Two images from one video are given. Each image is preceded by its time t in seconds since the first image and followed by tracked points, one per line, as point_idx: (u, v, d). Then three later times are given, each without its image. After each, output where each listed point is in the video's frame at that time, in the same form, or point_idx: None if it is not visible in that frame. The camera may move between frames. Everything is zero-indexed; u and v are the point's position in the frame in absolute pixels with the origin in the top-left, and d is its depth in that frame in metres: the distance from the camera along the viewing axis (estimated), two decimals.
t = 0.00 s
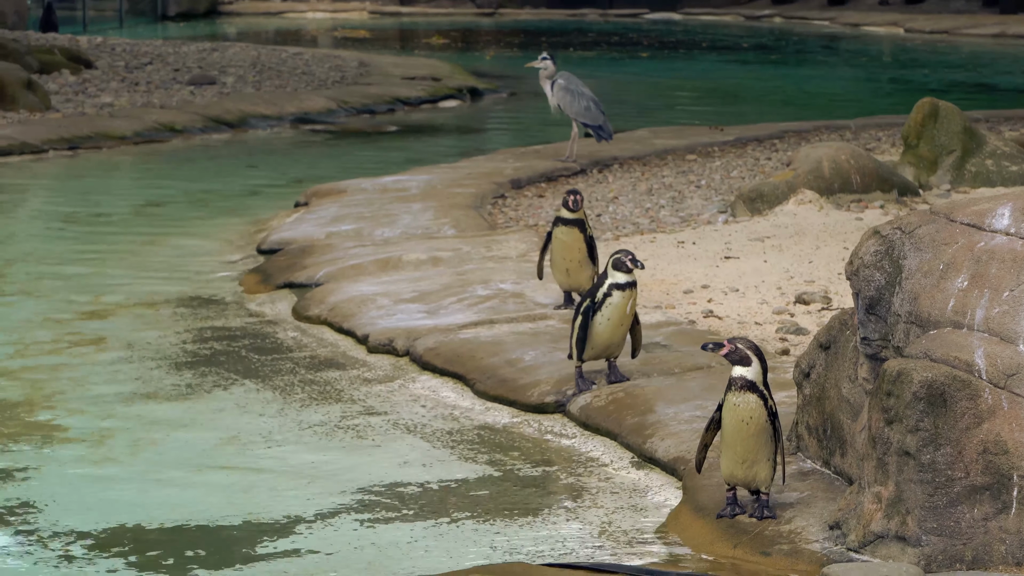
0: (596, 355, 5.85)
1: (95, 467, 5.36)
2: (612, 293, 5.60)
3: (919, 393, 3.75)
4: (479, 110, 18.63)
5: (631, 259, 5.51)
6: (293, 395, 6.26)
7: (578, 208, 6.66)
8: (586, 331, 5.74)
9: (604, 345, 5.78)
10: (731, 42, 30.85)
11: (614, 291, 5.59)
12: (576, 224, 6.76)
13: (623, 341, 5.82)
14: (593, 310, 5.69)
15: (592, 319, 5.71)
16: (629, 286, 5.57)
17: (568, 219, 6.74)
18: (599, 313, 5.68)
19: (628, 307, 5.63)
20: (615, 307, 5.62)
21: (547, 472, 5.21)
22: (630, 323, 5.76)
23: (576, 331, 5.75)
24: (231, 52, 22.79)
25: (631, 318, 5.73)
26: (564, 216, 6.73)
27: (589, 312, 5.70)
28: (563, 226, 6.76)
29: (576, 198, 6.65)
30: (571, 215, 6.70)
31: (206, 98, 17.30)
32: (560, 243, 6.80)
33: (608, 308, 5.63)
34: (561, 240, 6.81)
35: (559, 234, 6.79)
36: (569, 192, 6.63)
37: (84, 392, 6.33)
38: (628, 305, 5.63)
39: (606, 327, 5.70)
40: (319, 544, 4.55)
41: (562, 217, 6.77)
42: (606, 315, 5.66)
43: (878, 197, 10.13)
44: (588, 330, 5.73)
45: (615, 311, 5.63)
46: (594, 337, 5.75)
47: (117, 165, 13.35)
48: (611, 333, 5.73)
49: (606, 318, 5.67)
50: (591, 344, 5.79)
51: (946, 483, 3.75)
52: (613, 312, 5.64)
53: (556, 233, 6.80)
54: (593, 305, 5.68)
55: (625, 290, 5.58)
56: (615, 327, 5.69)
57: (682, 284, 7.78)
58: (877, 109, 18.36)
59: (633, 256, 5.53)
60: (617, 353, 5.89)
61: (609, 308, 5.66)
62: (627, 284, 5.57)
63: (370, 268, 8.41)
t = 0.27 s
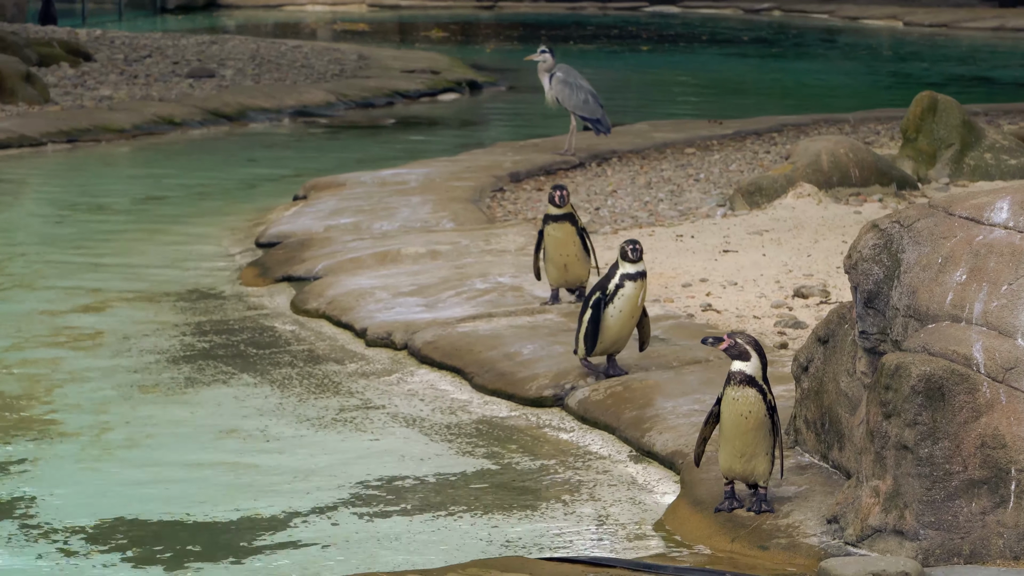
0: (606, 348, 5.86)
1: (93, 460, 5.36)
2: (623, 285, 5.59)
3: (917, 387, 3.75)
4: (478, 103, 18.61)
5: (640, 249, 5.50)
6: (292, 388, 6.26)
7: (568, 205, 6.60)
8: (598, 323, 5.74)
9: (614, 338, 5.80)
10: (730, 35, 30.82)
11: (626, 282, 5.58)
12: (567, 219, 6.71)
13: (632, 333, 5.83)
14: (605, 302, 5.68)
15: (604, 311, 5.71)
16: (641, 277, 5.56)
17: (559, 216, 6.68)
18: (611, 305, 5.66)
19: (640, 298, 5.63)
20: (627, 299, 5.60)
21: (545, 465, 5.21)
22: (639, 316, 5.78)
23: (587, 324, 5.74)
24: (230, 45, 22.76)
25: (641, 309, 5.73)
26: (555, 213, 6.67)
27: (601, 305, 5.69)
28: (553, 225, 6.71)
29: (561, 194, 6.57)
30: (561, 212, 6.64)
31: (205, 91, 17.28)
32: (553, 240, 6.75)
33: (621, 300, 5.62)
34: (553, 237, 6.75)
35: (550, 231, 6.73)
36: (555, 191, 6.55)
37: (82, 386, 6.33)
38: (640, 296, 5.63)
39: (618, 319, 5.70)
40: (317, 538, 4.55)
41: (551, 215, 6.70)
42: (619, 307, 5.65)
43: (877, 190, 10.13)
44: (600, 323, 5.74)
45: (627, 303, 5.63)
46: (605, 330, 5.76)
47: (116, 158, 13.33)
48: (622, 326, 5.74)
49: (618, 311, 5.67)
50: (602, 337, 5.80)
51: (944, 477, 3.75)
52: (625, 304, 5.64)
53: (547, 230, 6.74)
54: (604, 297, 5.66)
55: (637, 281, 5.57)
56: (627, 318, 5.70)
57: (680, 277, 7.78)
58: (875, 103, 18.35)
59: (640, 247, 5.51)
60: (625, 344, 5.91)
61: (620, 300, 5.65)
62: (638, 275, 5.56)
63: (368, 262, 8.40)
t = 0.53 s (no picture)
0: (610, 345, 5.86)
1: (85, 456, 5.34)
2: (617, 281, 5.60)
3: (910, 384, 3.75)
4: (471, 99, 18.59)
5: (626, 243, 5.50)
6: (284, 384, 6.25)
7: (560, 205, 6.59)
8: (598, 324, 5.74)
9: (617, 334, 5.79)
10: (724, 32, 30.84)
11: (619, 278, 5.58)
12: (557, 219, 6.70)
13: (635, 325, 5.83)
14: (602, 302, 5.68)
15: (602, 311, 5.70)
16: (633, 271, 5.57)
17: (549, 215, 6.67)
18: (607, 304, 5.67)
19: (635, 292, 5.63)
20: (622, 295, 5.61)
21: (538, 461, 5.21)
22: (638, 309, 5.76)
23: (587, 326, 5.74)
24: (223, 41, 22.72)
25: (639, 301, 5.73)
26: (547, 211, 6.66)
27: (597, 305, 5.69)
28: (542, 223, 6.70)
29: (558, 194, 6.56)
30: (553, 211, 6.62)
31: (198, 87, 17.24)
32: (539, 238, 6.74)
33: (617, 296, 5.63)
34: (540, 235, 6.74)
35: (539, 228, 6.73)
36: (552, 188, 6.54)
37: (74, 381, 6.31)
38: (635, 290, 5.63)
39: (617, 316, 5.70)
40: (309, 534, 4.54)
41: (543, 212, 6.70)
42: (615, 305, 5.66)
43: (870, 187, 10.13)
44: (599, 322, 5.73)
45: (623, 299, 5.63)
46: (607, 328, 5.75)
47: (108, 154, 13.30)
48: (622, 321, 5.74)
49: (615, 308, 5.67)
50: (604, 335, 5.79)
51: (937, 474, 3.75)
52: (622, 300, 5.64)
53: (535, 227, 6.74)
54: (600, 297, 5.67)
55: (630, 276, 5.57)
56: (626, 313, 5.70)
57: (673, 274, 7.78)
58: (868, 100, 18.37)
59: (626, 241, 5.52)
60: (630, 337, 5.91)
61: (616, 297, 5.66)
62: (630, 269, 5.57)
63: (361, 258, 8.39)
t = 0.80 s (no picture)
0: (612, 344, 5.81)
1: (80, 452, 5.33)
2: (627, 276, 5.59)
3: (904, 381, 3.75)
4: (466, 96, 18.58)
5: (637, 238, 5.52)
6: (279, 381, 6.24)
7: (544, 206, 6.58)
8: (601, 318, 5.72)
9: (620, 333, 5.75)
10: (719, 30, 30.85)
11: (628, 273, 5.58)
12: (545, 220, 6.69)
13: (642, 329, 5.78)
14: (609, 296, 5.68)
15: (608, 305, 5.70)
16: (643, 269, 5.56)
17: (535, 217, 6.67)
18: (614, 298, 5.67)
19: (643, 290, 5.61)
20: (629, 291, 5.61)
21: (532, 458, 5.21)
22: (646, 311, 5.73)
23: (591, 318, 5.73)
24: (218, 38, 22.69)
25: (648, 304, 5.70)
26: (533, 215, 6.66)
27: (604, 299, 5.70)
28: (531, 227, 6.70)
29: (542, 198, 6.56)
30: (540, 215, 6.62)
31: (193, 84, 17.21)
32: (530, 241, 6.74)
33: (624, 291, 5.62)
34: (532, 239, 6.74)
35: (528, 232, 6.73)
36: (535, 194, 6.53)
37: (69, 378, 6.30)
38: (643, 289, 5.62)
39: (621, 313, 5.68)
40: (303, 530, 4.54)
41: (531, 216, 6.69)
42: (621, 300, 5.65)
43: (865, 184, 10.13)
44: (603, 317, 5.72)
45: (629, 296, 5.62)
46: (609, 324, 5.73)
47: (103, 151, 13.28)
48: (627, 320, 5.71)
49: (621, 303, 5.66)
50: (606, 332, 5.76)
51: (931, 471, 3.75)
52: (629, 296, 5.63)
53: (526, 232, 6.74)
54: (609, 291, 5.68)
55: (639, 272, 5.56)
56: (631, 312, 5.67)
57: (668, 271, 7.77)
58: (863, 97, 18.38)
59: (639, 237, 5.53)
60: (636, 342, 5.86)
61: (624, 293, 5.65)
62: (642, 266, 5.56)
63: (356, 255, 8.38)
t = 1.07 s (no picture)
0: (616, 337, 5.76)
1: (73, 443, 5.32)
2: (618, 264, 5.57)
3: (897, 372, 3.75)
4: (461, 87, 18.56)
5: (622, 222, 5.52)
6: (273, 372, 6.23)
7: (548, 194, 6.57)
8: (601, 309, 5.69)
9: (622, 324, 5.69)
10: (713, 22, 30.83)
11: (620, 261, 5.55)
12: (546, 209, 6.67)
13: (644, 318, 5.71)
14: (606, 287, 5.66)
15: (606, 296, 5.67)
16: (634, 254, 5.52)
17: (537, 204, 6.65)
18: (609, 287, 5.64)
19: (637, 277, 5.57)
20: (622, 278, 5.57)
21: (525, 449, 5.20)
22: (646, 299, 5.66)
23: (591, 310, 5.71)
24: (212, 29, 22.63)
25: (646, 291, 5.64)
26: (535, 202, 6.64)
27: (602, 289, 5.68)
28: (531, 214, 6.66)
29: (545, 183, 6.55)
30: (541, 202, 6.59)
31: (187, 75, 17.16)
32: (530, 229, 6.69)
33: (617, 279, 5.59)
34: (530, 227, 6.70)
35: (528, 219, 6.69)
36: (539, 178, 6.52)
37: (63, 368, 6.29)
38: (636, 276, 5.57)
39: (619, 301, 5.63)
40: (297, 521, 4.53)
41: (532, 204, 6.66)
42: (616, 288, 5.61)
43: (859, 176, 10.13)
44: (603, 307, 5.69)
45: (623, 283, 5.58)
46: (609, 314, 5.68)
47: (97, 142, 13.24)
48: (626, 309, 5.65)
49: (617, 292, 5.62)
50: (607, 323, 5.71)
51: (925, 463, 3.75)
52: (623, 285, 5.59)
53: (525, 219, 6.70)
54: (604, 280, 5.65)
55: (629, 258, 5.53)
56: (628, 301, 5.62)
57: (662, 263, 7.77)
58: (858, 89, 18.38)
59: (624, 222, 5.53)
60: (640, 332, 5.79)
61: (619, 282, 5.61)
62: (631, 252, 5.53)
63: (350, 246, 8.37)
